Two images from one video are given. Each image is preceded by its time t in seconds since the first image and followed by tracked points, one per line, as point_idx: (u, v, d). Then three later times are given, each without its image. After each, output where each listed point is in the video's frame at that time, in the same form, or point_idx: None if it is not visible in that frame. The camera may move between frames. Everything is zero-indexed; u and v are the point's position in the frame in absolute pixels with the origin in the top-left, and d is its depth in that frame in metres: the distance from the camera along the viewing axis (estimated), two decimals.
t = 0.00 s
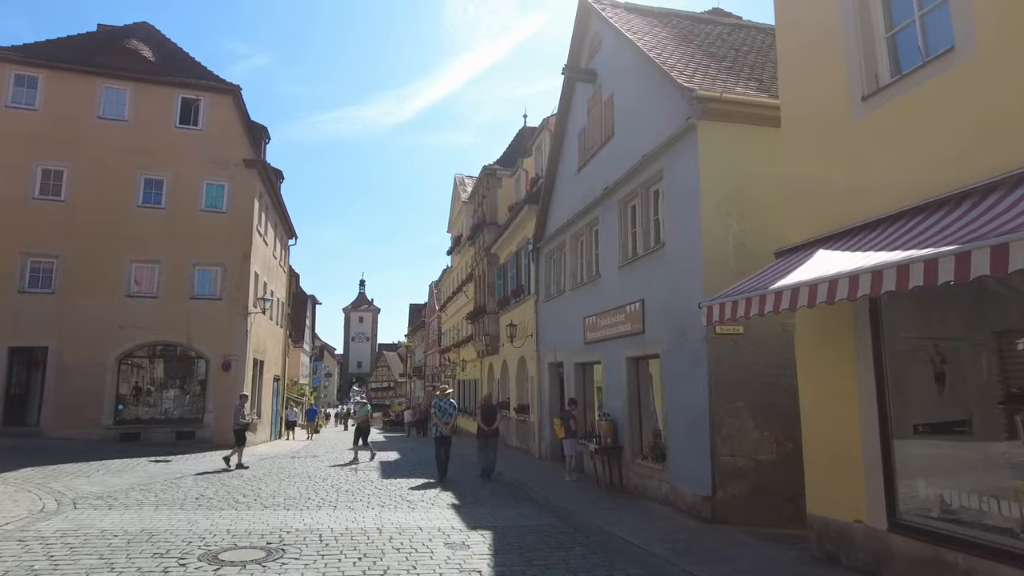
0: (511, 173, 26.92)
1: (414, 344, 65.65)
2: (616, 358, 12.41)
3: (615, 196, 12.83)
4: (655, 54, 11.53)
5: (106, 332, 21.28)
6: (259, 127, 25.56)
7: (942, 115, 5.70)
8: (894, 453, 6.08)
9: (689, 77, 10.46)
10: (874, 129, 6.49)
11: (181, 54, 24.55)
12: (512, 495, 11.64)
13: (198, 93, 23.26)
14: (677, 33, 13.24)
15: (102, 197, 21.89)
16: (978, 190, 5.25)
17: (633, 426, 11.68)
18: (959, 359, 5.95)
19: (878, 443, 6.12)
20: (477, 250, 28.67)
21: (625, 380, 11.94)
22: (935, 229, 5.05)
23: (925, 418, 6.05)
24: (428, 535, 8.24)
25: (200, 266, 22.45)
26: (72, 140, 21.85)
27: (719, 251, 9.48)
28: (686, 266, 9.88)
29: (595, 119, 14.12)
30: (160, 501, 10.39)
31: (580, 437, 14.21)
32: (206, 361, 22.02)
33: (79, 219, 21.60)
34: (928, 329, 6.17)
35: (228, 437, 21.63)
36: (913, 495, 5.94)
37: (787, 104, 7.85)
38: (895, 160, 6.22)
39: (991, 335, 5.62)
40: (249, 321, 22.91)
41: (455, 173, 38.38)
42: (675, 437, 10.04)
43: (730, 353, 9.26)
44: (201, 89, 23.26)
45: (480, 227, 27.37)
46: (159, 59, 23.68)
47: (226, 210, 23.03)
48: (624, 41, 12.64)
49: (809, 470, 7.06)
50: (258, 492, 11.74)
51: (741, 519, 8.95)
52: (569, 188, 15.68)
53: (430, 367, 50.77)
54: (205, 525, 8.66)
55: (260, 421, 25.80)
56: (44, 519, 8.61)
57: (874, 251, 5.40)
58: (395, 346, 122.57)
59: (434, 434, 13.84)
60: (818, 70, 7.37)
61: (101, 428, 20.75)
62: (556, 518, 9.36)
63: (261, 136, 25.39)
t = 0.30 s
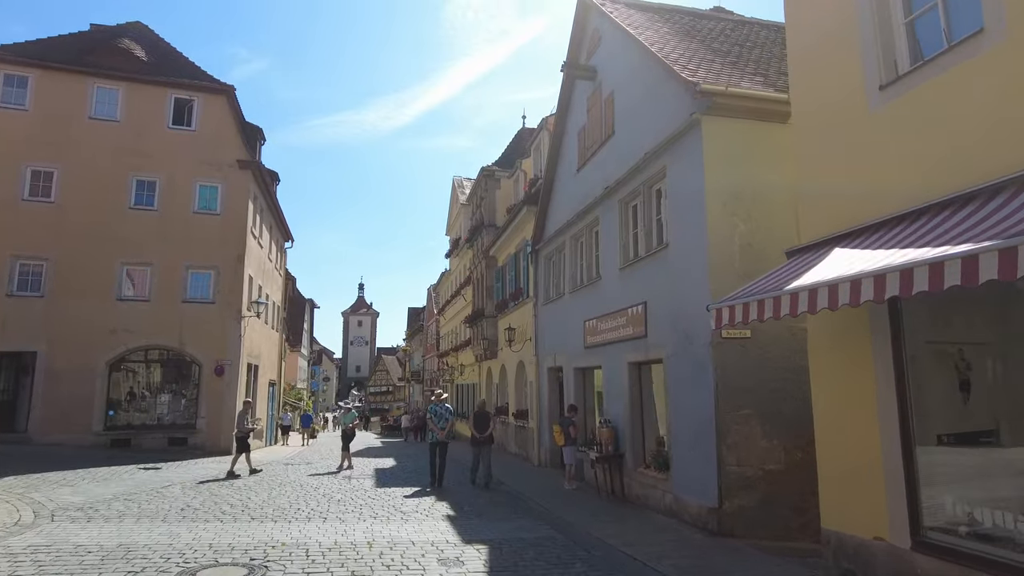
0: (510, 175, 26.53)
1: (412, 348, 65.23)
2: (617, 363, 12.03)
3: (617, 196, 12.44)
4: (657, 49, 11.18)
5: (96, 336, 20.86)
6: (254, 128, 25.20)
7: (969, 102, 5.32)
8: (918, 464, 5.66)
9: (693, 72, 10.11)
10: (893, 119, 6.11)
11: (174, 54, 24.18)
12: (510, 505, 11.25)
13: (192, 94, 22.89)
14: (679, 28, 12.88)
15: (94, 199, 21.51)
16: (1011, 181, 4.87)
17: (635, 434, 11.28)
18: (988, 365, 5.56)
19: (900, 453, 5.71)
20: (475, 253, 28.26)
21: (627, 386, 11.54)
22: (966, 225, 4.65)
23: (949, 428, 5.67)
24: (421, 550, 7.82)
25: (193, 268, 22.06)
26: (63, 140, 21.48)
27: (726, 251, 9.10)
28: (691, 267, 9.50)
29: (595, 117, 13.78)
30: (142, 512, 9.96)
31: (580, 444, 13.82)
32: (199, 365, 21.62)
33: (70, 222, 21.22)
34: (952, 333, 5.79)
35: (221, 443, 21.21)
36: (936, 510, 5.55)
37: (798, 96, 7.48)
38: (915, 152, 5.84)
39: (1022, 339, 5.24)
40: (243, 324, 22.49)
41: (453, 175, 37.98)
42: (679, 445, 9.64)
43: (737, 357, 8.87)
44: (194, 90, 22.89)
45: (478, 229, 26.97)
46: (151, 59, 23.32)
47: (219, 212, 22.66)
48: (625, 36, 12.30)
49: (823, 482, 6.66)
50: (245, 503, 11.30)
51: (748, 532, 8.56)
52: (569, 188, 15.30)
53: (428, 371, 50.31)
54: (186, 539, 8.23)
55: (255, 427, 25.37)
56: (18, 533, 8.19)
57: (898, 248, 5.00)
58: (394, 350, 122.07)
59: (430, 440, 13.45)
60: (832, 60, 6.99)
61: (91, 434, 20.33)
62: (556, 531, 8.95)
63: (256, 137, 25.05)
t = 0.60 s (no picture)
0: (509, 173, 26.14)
1: (412, 350, 64.75)
2: (620, 363, 11.63)
3: (620, 190, 12.06)
4: (663, 37, 10.81)
5: (88, 336, 20.47)
6: (250, 125, 24.83)
7: (1007, 75, 4.95)
8: (950, 467, 5.28)
9: (701, 59, 9.74)
10: (921, 98, 5.74)
11: (169, 50, 23.82)
12: (509, 510, 10.83)
13: (187, 90, 22.54)
14: (685, 18, 12.52)
15: (86, 196, 21.14)
16: None
17: (640, 436, 10.88)
18: None
19: (930, 456, 5.31)
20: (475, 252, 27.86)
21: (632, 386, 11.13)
22: (1011, 207, 4.26)
23: (982, 430, 5.29)
24: (416, 557, 7.39)
25: (187, 267, 21.67)
26: (55, 137, 21.12)
27: (737, 244, 8.72)
28: (700, 262, 9.12)
29: (597, 110, 13.42)
30: (126, 517, 9.54)
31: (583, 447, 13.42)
32: (193, 366, 21.21)
33: (62, 219, 20.83)
34: (984, 328, 5.43)
35: (215, 445, 20.80)
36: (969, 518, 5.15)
37: (815, 78, 7.12)
38: (946, 131, 5.47)
39: None
40: (238, 324, 22.07)
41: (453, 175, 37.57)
42: (686, 447, 9.24)
43: (748, 356, 8.48)
44: (190, 86, 22.53)
45: (478, 228, 26.59)
46: (146, 54, 22.96)
47: (215, 210, 22.27)
48: (629, 25, 11.96)
49: (843, 488, 6.28)
50: (235, 507, 10.88)
51: (760, 539, 8.15)
52: (570, 183, 14.93)
53: (427, 373, 49.84)
54: (170, 546, 7.80)
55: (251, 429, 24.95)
56: None
57: (933, 232, 4.61)
58: (393, 352, 121.54)
59: (427, 442, 13.04)
60: (852, 39, 6.62)
61: (82, 436, 19.92)
62: (558, 537, 8.55)
63: (253, 134, 24.68)
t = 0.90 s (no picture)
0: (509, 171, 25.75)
1: (411, 351, 64.25)
2: (623, 364, 11.25)
3: (623, 185, 11.67)
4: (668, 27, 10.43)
5: (78, 336, 20.08)
6: (246, 123, 24.46)
7: None
8: (982, 475, 4.92)
9: (708, 48, 9.38)
10: (953, 82, 5.49)
11: (164, 46, 23.45)
12: (508, 516, 10.45)
13: (182, 86, 22.17)
14: (689, 9, 12.16)
15: (78, 194, 20.76)
16: None
17: (644, 440, 10.50)
18: None
19: (962, 465, 4.93)
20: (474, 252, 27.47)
21: (635, 389, 10.73)
22: None
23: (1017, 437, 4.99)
24: (409, 569, 6.99)
25: (181, 266, 21.30)
26: (46, 133, 20.76)
27: (746, 242, 8.34)
28: (707, 259, 8.74)
29: (598, 105, 13.09)
30: (108, 525, 9.14)
31: (584, 451, 13.04)
32: (187, 367, 20.82)
33: (53, 218, 20.46)
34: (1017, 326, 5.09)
35: (208, 448, 20.41)
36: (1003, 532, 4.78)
37: (837, 66, 6.86)
38: (982, 115, 5.22)
39: None
40: (234, 325, 21.68)
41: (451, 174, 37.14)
42: (693, 452, 8.86)
43: (758, 356, 8.10)
44: (184, 82, 22.16)
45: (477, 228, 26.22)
46: (140, 50, 22.59)
47: (209, 209, 21.90)
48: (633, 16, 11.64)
49: (862, 498, 5.90)
50: (223, 514, 10.48)
51: (772, 549, 7.76)
52: (571, 180, 14.57)
53: (426, 374, 49.35)
54: (150, 556, 7.39)
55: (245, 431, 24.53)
56: None
57: (970, 223, 4.24)
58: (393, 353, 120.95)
59: (423, 444, 12.66)
60: (876, 23, 6.41)
61: (73, 438, 19.54)
62: (558, 547, 8.16)
63: (249, 132, 24.32)
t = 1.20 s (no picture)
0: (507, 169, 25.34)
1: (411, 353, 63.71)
2: (624, 363, 10.84)
3: (624, 178, 11.29)
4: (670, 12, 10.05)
5: (67, 336, 19.67)
6: (241, 120, 24.05)
7: None
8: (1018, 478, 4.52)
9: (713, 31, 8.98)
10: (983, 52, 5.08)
11: (157, 42, 23.05)
12: (505, 521, 10.03)
13: (174, 82, 21.77)
14: None
15: (68, 192, 20.36)
16: None
17: (646, 442, 10.09)
18: None
19: (995, 467, 4.53)
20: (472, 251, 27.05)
21: (637, 388, 10.32)
22: None
23: None
24: None
25: (173, 265, 20.89)
26: (36, 129, 20.38)
27: (755, 232, 7.95)
28: (713, 251, 8.35)
29: (599, 95, 12.71)
30: (86, 530, 8.73)
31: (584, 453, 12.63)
32: (179, 368, 20.40)
33: (42, 215, 20.06)
34: None
35: (200, 450, 19.97)
36: None
37: (854, 41, 6.45)
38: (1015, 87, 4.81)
39: None
40: (227, 325, 21.26)
41: (450, 174, 36.70)
42: (698, 454, 8.46)
43: (767, 352, 7.70)
44: (177, 78, 21.76)
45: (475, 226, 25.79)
46: (132, 45, 22.20)
47: (202, 206, 21.50)
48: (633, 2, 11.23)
49: (884, 500, 5.56)
50: (208, 519, 10.06)
51: (783, 556, 7.35)
52: (570, 174, 14.19)
53: (426, 376, 48.81)
54: (125, 564, 6.98)
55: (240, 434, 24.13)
56: None
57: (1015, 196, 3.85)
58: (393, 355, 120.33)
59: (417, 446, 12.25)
60: None
61: (62, 440, 19.12)
62: (557, 554, 7.75)
63: (243, 129, 23.91)
